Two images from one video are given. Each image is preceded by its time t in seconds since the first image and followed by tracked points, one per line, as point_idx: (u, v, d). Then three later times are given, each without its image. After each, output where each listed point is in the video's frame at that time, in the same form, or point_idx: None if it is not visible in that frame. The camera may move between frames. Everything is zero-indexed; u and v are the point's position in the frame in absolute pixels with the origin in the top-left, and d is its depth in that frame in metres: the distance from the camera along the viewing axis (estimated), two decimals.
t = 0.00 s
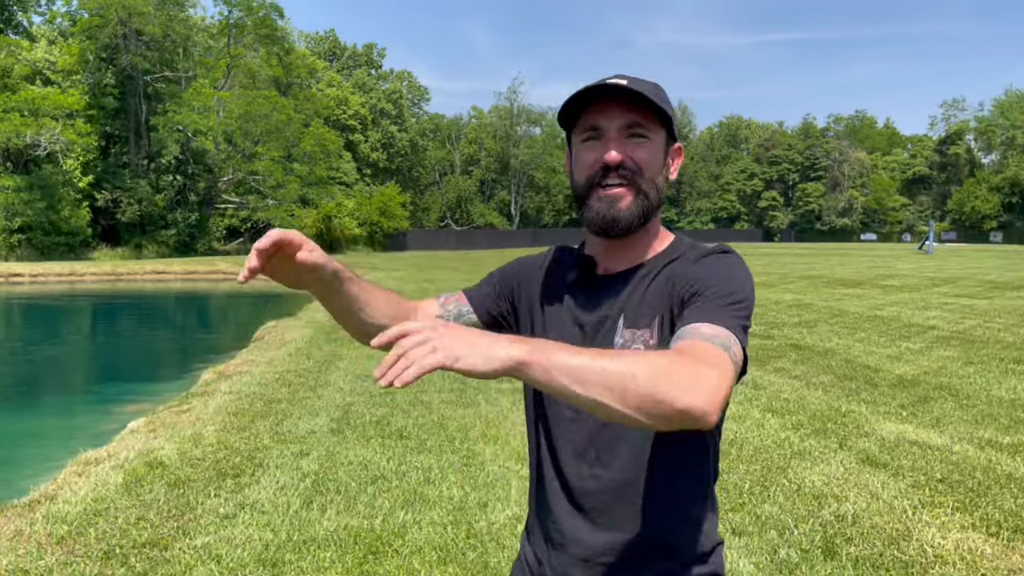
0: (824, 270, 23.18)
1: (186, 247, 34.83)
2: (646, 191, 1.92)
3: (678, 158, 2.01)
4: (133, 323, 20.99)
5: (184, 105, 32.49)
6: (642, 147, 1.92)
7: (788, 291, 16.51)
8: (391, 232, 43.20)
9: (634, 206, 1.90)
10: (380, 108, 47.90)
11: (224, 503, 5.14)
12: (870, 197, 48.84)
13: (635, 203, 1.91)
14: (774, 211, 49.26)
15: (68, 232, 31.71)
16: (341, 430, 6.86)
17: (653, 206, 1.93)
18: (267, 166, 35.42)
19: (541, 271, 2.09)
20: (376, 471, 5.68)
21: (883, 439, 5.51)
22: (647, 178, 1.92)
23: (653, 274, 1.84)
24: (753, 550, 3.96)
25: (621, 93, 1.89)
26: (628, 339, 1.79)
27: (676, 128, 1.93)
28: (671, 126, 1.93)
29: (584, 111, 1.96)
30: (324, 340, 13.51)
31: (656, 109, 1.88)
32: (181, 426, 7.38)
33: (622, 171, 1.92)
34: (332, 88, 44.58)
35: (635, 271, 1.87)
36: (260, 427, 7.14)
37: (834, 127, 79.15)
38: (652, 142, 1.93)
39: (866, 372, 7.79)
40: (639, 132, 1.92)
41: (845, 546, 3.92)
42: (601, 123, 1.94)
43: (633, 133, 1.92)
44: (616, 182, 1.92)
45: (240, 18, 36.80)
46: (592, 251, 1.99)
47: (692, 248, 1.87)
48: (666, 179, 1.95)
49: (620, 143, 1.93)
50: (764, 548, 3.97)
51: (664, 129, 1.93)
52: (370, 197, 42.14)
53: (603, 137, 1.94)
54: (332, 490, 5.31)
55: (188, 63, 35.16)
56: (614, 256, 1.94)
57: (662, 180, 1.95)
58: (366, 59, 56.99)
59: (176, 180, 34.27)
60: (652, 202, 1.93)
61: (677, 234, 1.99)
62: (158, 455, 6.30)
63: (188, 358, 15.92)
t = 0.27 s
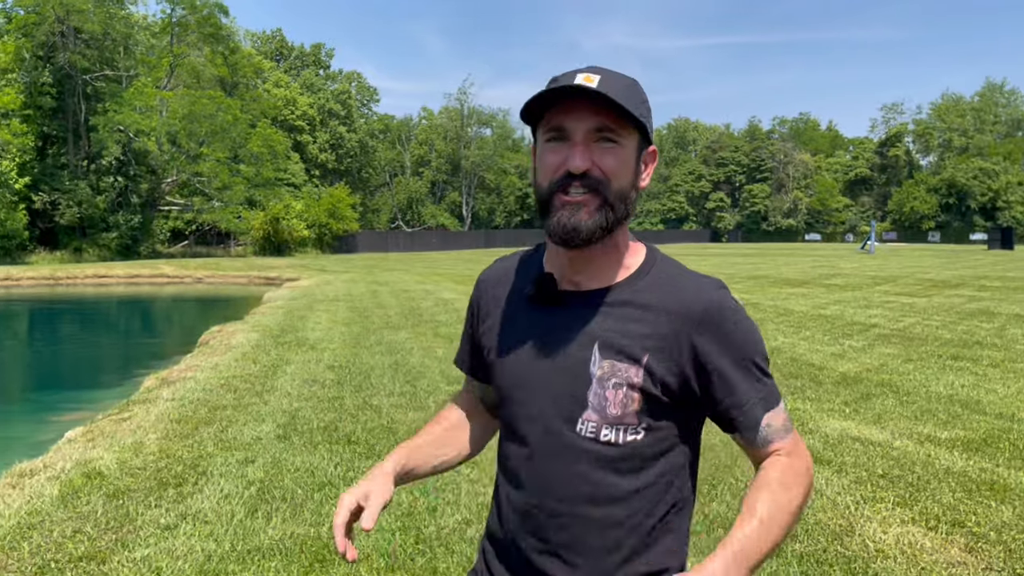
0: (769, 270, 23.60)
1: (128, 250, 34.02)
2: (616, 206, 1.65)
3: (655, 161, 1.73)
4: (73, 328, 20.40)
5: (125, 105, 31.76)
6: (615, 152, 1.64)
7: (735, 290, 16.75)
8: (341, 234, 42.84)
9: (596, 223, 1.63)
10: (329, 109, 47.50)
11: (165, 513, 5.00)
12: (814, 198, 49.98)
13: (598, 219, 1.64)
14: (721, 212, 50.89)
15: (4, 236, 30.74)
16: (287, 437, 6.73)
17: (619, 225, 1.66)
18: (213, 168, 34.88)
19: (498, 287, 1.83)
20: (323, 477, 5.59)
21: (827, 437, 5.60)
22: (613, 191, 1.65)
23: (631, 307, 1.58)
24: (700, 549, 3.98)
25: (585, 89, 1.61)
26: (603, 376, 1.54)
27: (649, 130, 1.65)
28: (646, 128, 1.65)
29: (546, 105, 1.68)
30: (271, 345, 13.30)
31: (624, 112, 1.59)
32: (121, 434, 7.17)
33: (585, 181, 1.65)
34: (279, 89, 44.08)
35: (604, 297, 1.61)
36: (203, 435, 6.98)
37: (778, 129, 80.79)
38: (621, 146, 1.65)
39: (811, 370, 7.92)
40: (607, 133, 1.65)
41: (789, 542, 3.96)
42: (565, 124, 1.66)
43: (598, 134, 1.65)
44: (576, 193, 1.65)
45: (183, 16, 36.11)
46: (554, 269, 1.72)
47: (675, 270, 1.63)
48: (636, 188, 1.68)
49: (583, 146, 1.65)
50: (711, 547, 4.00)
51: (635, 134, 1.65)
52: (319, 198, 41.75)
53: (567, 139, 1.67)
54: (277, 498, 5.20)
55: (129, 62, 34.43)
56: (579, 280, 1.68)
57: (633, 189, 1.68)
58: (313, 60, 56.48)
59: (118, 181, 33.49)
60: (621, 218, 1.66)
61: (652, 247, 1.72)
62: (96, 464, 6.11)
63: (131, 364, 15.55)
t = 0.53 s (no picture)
0: (737, 268, 23.79)
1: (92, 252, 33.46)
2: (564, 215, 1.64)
3: (606, 162, 1.71)
4: (35, 331, 20.02)
5: (88, 104, 31.22)
6: (561, 159, 1.63)
7: (705, 289, 16.85)
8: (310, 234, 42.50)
9: (544, 233, 1.62)
10: (297, 108, 47.15)
11: (133, 520, 4.91)
12: (781, 197, 50.56)
13: (545, 228, 1.63)
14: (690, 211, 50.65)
15: None
16: (257, 440, 6.66)
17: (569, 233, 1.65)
18: (179, 168, 34.44)
19: (454, 297, 1.86)
20: (295, 481, 5.53)
21: (798, 434, 5.65)
22: (557, 201, 1.63)
23: (579, 318, 1.58)
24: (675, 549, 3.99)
25: (525, 98, 1.59)
26: (551, 391, 1.55)
27: (598, 133, 1.63)
28: (594, 132, 1.63)
29: (486, 114, 1.67)
30: (239, 347, 13.14)
31: (566, 120, 1.57)
32: (87, 440, 7.04)
33: (530, 189, 1.64)
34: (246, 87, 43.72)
35: (554, 307, 1.62)
36: (171, 439, 6.87)
37: (745, 128, 81.56)
38: (567, 151, 1.63)
39: (782, 368, 7.99)
40: (550, 139, 1.63)
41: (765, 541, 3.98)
42: (506, 132, 1.65)
43: (542, 141, 1.63)
44: (522, 202, 1.64)
45: (148, 14, 35.48)
46: (506, 279, 1.73)
47: (629, 273, 1.63)
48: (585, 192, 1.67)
49: (525, 154, 1.64)
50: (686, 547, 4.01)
51: (584, 135, 1.62)
52: (288, 198, 41.39)
53: (509, 146, 1.65)
54: (248, 503, 5.14)
55: (92, 60, 33.87)
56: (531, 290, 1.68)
57: (582, 193, 1.67)
58: (281, 59, 56.00)
59: (81, 181, 32.95)
60: (569, 226, 1.65)
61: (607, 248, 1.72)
62: (61, 471, 5.99)
63: (96, 367, 15.29)
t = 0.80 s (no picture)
0: (734, 266, 23.84)
1: (87, 251, 33.40)
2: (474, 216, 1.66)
3: (519, 162, 1.74)
4: (29, 331, 19.96)
5: (83, 103, 31.16)
6: (467, 161, 1.66)
7: (701, 288, 16.88)
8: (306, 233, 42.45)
9: (452, 233, 1.65)
10: (292, 107, 47.12)
11: (134, 519, 4.91)
12: (777, 195, 50.67)
13: (453, 228, 1.66)
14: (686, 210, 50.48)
15: None
16: (256, 438, 6.66)
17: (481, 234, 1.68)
18: (174, 166, 34.42)
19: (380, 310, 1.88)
20: (295, 480, 5.52)
21: (798, 431, 5.67)
22: (464, 201, 1.66)
23: (494, 320, 1.59)
24: (677, 546, 4.01)
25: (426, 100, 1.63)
26: (474, 393, 1.57)
27: (506, 134, 1.66)
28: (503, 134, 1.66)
29: (395, 120, 1.72)
30: (236, 346, 13.12)
31: (469, 118, 1.59)
32: (85, 439, 7.03)
33: (437, 190, 1.67)
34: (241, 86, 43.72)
35: (472, 307, 1.63)
36: (170, 438, 6.87)
37: (740, 126, 81.71)
38: (473, 151, 1.66)
39: (779, 366, 8.01)
40: (456, 139, 1.66)
41: (766, 538, 4.00)
42: (413, 135, 1.68)
43: (448, 142, 1.66)
44: (429, 202, 1.67)
45: (142, 13, 35.29)
46: (429, 284, 1.76)
47: (548, 271, 1.64)
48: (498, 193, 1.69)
49: (431, 154, 1.67)
50: (688, 544, 4.02)
51: (492, 135, 1.65)
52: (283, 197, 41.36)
53: (417, 149, 1.69)
54: (248, 501, 5.14)
55: (86, 59, 33.81)
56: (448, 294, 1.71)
57: (494, 193, 1.70)
58: (276, 58, 55.95)
59: (76, 180, 32.89)
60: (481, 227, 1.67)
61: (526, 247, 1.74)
62: (60, 470, 5.98)
63: (92, 366, 15.26)
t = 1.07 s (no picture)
0: (750, 264, 23.76)
1: (107, 249, 33.77)
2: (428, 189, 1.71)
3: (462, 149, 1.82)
4: (51, 328, 20.17)
5: (102, 103, 31.50)
6: (428, 137, 1.70)
7: (718, 286, 16.85)
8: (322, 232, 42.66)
9: (405, 209, 1.69)
10: (308, 106, 47.39)
11: (159, 514, 4.97)
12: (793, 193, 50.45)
13: (404, 202, 1.69)
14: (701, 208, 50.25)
15: None
16: (277, 434, 6.73)
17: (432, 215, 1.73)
18: (192, 165, 34.71)
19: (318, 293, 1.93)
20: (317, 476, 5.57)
21: (818, 430, 5.66)
22: (415, 182, 1.70)
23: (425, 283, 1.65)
24: (699, 544, 4.02)
25: (392, 75, 1.66)
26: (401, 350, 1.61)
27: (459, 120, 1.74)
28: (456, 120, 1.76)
29: (353, 88, 1.72)
30: (256, 343, 13.23)
31: (430, 102, 1.66)
32: (109, 435, 7.12)
33: (390, 167, 1.70)
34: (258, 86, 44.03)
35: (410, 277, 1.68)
36: (192, 435, 6.94)
37: (756, 124, 81.36)
38: (430, 134, 1.70)
39: (798, 364, 7.99)
40: (416, 117, 1.70)
41: (789, 536, 4.00)
42: (374, 102, 1.70)
43: (409, 120, 1.70)
44: (386, 179, 1.69)
45: (159, 12, 35.62)
46: (365, 260, 1.80)
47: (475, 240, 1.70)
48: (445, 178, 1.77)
49: (391, 130, 1.70)
50: (710, 542, 4.04)
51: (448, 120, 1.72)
52: (299, 196, 41.62)
53: (375, 122, 1.72)
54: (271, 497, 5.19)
55: (106, 59, 34.11)
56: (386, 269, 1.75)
57: (443, 177, 1.76)
58: (292, 57, 56.26)
59: (96, 179, 33.23)
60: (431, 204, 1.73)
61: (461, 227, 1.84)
62: (85, 465, 6.05)
63: (113, 363, 15.41)
